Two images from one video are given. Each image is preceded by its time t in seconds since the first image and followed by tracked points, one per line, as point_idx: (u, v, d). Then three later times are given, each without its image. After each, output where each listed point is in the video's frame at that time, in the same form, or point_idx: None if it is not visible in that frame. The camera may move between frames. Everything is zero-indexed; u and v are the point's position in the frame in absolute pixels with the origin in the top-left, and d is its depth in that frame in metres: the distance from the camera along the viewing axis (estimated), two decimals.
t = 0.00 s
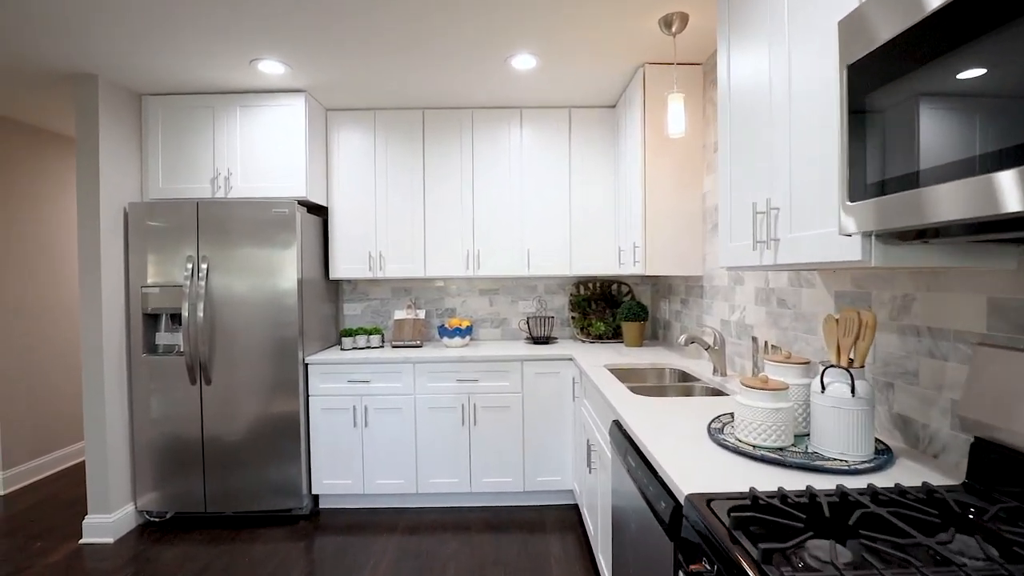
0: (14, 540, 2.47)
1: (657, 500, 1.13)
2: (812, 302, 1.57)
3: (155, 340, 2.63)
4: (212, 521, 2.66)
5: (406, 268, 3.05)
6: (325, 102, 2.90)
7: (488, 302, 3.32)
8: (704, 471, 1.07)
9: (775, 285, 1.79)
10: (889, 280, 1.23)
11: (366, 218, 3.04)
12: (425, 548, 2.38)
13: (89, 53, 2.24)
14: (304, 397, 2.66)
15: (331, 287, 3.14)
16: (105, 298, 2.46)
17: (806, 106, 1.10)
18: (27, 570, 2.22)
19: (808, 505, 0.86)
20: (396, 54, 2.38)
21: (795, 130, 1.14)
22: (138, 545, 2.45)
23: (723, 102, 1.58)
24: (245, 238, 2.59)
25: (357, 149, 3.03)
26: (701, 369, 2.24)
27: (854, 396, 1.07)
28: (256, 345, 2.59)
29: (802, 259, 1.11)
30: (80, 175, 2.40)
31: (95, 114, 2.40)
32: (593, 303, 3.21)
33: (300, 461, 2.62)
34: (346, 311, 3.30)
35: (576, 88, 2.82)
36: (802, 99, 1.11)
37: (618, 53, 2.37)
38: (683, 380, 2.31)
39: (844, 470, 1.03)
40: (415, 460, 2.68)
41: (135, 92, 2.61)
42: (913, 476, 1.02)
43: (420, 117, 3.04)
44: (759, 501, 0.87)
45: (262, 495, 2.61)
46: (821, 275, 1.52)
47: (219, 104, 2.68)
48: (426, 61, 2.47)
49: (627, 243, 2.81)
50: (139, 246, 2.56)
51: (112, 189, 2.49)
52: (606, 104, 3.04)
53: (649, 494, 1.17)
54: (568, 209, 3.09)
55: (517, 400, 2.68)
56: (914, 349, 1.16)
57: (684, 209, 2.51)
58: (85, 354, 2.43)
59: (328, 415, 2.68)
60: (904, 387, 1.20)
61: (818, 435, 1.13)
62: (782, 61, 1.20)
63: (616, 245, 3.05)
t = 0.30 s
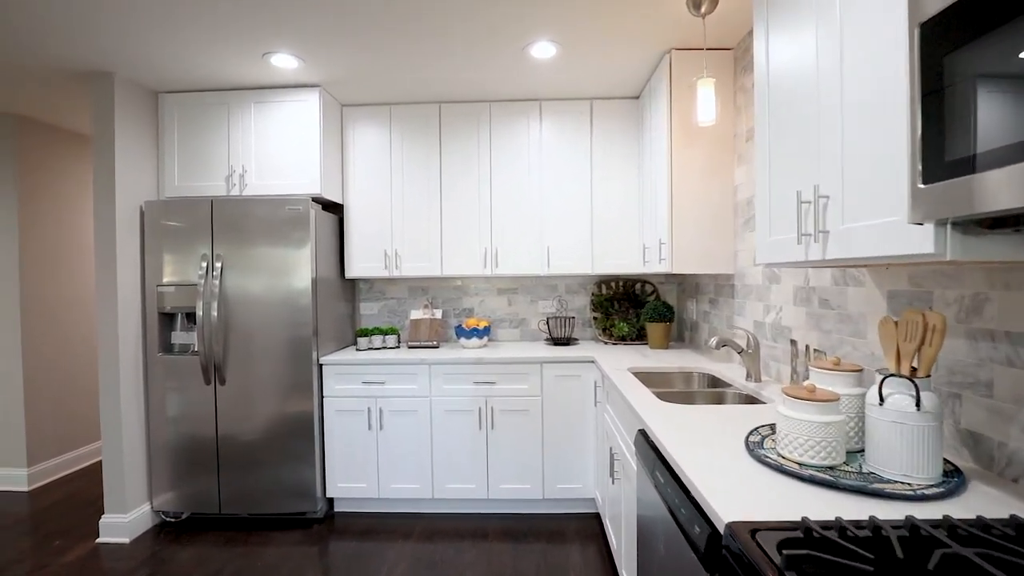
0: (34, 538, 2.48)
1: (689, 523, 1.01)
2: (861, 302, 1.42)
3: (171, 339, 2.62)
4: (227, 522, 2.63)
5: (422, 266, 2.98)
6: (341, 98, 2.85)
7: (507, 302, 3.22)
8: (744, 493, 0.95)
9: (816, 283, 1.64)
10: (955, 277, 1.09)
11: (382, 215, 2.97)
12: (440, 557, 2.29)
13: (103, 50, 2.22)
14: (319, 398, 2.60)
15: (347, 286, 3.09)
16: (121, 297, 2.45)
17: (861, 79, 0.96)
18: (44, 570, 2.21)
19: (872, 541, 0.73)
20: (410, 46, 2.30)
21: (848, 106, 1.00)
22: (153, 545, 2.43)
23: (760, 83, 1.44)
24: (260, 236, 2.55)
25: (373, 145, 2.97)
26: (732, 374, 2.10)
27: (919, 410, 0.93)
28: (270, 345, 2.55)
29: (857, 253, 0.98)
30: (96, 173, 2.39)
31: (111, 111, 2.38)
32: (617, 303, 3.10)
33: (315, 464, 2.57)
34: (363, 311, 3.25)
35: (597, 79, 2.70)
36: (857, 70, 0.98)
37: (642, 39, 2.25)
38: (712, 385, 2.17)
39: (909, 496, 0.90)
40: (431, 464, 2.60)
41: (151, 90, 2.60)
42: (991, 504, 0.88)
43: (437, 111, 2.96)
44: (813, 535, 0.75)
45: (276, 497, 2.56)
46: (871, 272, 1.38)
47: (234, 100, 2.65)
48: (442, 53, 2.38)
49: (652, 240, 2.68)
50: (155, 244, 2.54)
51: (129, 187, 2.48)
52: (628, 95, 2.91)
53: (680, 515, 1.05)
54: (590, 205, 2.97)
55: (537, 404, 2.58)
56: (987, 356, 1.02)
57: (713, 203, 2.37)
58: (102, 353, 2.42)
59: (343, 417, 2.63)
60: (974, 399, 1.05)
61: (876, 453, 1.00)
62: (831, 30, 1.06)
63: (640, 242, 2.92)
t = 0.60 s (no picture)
0: (61, 533, 2.50)
1: (731, 547, 0.91)
2: (920, 302, 1.28)
3: (193, 337, 2.62)
4: (248, 521, 2.62)
5: (443, 264, 2.91)
6: (361, 93, 2.81)
7: (530, 301, 3.13)
8: (796, 518, 0.84)
9: (866, 281, 1.51)
10: None
11: (403, 212, 2.93)
12: (460, 563, 2.22)
13: (126, 50, 2.23)
14: (339, 398, 2.57)
15: (368, 285, 3.05)
16: (144, 295, 2.46)
17: (933, 45, 0.84)
18: (69, 565, 2.23)
19: None
20: (431, 37, 2.23)
21: (915, 76, 0.88)
22: (175, 543, 2.43)
23: (804, 60, 1.32)
24: (279, 234, 2.52)
25: (393, 141, 2.92)
26: (770, 379, 1.96)
27: (1003, 426, 0.80)
28: (289, 344, 2.52)
29: (926, 245, 0.86)
30: (121, 172, 2.41)
31: (134, 110, 2.39)
32: (644, 303, 2.98)
33: (334, 465, 2.53)
34: (383, 310, 3.21)
35: (624, 68, 2.59)
36: (928, 35, 0.85)
37: (673, 23, 2.13)
38: (748, 391, 2.04)
39: (994, 526, 0.77)
40: (451, 467, 2.53)
41: (174, 88, 2.61)
42: None
43: (458, 105, 2.90)
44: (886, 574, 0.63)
45: (296, 498, 2.54)
46: (933, 268, 1.24)
47: (255, 98, 2.63)
48: (463, 45, 2.31)
49: (681, 236, 2.55)
50: (177, 242, 2.55)
51: (152, 185, 2.49)
52: (656, 84, 2.79)
53: (719, 537, 0.95)
54: (616, 200, 2.86)
55: (560, 407, 2.48)
56: None
57: (748, 196, 2.23)
58: (125, 350, 2.43)
59: (362, 417, 2.58)
60: None
61: (949, 473, 0.87)
62: None
63: (669, 238, 2.79)
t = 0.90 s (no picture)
0: (88, 527, 2.53)
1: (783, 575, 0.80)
2: (994, 299, 1.14)
3: (215, 334, 2.61)
4: (268, 520, 2.59)
5: (465, 261, 2.84)
6: (382, 86, 2.76)
7: (554, 299, 3.04)
8: (861, 544, 0.73)
9: (928, 276, 1.36)
10: None
11: (424, 208, 2.87)
12: (481, 569, 2.14)
13: (149, 46, 2.23)
14: (358, 396, 2.52)
15: (389, 282, 3.00)
16: (167, 292, 2.46)
17: None
18: (94, 559, 2.24)
19: None
20: (451, 27, 2.16)
21: (1006, 35, 0.76)
22: (196, 540, 2.42)
23: (859, 30, 1.19)
24: (299, 230, 2.49)
25: (414, 135, 2.86)
26: (814, 382, 1.82)
27: None
28: (309, 342, 2.49)
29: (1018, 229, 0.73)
30: (145, 169, 2.41)
31: (157, 107, 2.40)
32: (673, 301, 2.87)
33: (354, 465, 2.48)
34: (405, 308, 3.16)
35: (654, 55, 2.46)
36: None
37: (707, 4, 2.00)
38: (789, 395, 1.90)
39: None
40: (472, 470, 2.46)
41: (197, 85, 2.61)
42: None
43: (480, 97, 2.82)
44: None
45: (315, 497, 2.50)
46: (1011, 259, 1.09)
47: (276, 93, 2.61)
48: (485, 34, 2.23)
49: (714, 230, 2.42)
50: (200, 239, 2.54)
51: (175, 182, 2.49)
52: (686, 71, 2.66)
53: (769, 562, 0.84)
54: (643, 194, 2.73)
55: (586, 409, 2.38)
56: None
57: (788, 186, 2.09)
58: (149, 346, 2.44)
59: (382, 417, 2.53)
60: None
61: None
62: None
63: (701, 233, 2.65)
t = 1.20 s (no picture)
0: (112, 523, 2.54)
1: None
2: None
3: (236, 332, 2.59)
4: (288, 521, 2.56)
5: (487, 258, 2.75)
6: (402, 80, 2.69)
7: (580, 298, 2.92)
8: None
9: (1006, 271, 1.21)
10: None
11: (445, 204, 2.79)
12: None
13: (170, 42, 2.21)
14: (378, 397, 2.46)
15: (410, 280, 2.93)
16: (188, 289, 2.45)
17: None
18: (115, 556, 2.23)
19: None
20: (473, 14, 2.07)
21: None
22: (216, 540, 2.40)
23: None
24: (319, 227, 2.45)
25: (435, 129, 2.79)
26: (866, 389, 1.66)
27: None
28: (329, 340, 2.44)
29: None
30: (167, 165, 2.41)
31: (179, 103, 2.39)
32: (706, 300, 2.73)
33: (373, 467, 2.42)
34: (426, 307, 3.09)
35: (685, 40, 2.33)
36: None
37: None
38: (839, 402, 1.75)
39: None
40: (494, 475, 2.37)
41: (218, 81, 2.59)
42: None
43: (502, 89, 2.73)
44: None
45: (334, 499, 2.45)
46: None
47: (296, 88, 2.57)
48: (508, 21, 2.13)
49: (752, 224, 2.26)
50: (220, 236, 2.52)
51: (196, 178, 2.47)
52: (720, 57, 2.51)
53: None
54: (674, 187, 2.60)
55: (613, 414, 2.26)
56: None
57: (835, 176, 1.93)
58: (170, 344, 2.43)
59: (403, 418, 2.46)
60: None
61: None
62: None
63: (737, 228, 2.50)
